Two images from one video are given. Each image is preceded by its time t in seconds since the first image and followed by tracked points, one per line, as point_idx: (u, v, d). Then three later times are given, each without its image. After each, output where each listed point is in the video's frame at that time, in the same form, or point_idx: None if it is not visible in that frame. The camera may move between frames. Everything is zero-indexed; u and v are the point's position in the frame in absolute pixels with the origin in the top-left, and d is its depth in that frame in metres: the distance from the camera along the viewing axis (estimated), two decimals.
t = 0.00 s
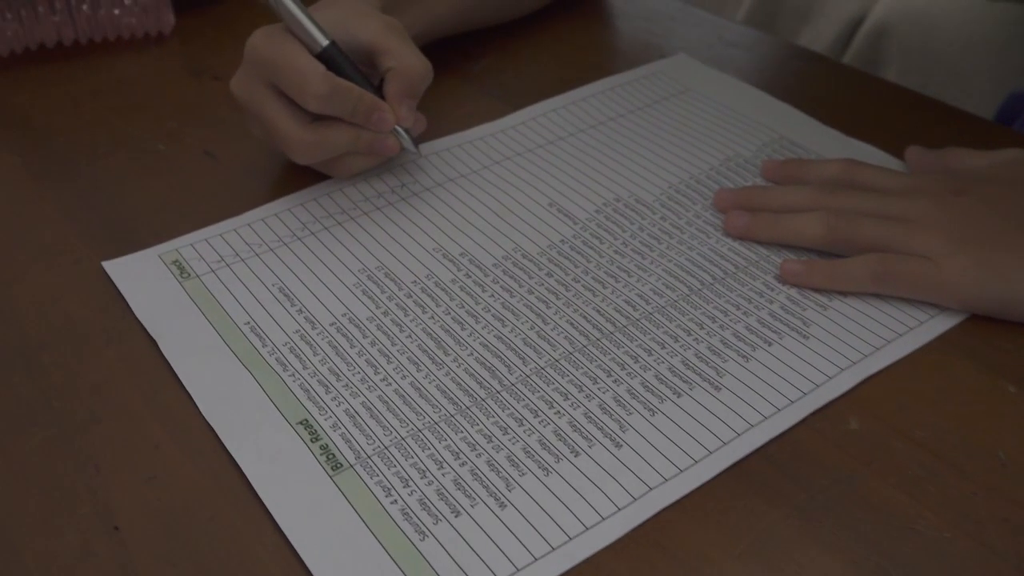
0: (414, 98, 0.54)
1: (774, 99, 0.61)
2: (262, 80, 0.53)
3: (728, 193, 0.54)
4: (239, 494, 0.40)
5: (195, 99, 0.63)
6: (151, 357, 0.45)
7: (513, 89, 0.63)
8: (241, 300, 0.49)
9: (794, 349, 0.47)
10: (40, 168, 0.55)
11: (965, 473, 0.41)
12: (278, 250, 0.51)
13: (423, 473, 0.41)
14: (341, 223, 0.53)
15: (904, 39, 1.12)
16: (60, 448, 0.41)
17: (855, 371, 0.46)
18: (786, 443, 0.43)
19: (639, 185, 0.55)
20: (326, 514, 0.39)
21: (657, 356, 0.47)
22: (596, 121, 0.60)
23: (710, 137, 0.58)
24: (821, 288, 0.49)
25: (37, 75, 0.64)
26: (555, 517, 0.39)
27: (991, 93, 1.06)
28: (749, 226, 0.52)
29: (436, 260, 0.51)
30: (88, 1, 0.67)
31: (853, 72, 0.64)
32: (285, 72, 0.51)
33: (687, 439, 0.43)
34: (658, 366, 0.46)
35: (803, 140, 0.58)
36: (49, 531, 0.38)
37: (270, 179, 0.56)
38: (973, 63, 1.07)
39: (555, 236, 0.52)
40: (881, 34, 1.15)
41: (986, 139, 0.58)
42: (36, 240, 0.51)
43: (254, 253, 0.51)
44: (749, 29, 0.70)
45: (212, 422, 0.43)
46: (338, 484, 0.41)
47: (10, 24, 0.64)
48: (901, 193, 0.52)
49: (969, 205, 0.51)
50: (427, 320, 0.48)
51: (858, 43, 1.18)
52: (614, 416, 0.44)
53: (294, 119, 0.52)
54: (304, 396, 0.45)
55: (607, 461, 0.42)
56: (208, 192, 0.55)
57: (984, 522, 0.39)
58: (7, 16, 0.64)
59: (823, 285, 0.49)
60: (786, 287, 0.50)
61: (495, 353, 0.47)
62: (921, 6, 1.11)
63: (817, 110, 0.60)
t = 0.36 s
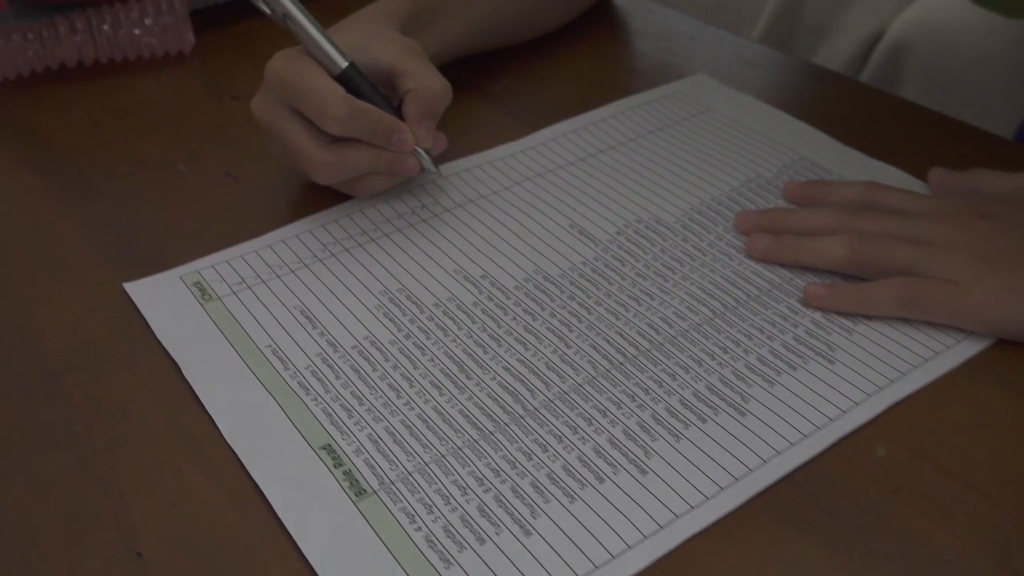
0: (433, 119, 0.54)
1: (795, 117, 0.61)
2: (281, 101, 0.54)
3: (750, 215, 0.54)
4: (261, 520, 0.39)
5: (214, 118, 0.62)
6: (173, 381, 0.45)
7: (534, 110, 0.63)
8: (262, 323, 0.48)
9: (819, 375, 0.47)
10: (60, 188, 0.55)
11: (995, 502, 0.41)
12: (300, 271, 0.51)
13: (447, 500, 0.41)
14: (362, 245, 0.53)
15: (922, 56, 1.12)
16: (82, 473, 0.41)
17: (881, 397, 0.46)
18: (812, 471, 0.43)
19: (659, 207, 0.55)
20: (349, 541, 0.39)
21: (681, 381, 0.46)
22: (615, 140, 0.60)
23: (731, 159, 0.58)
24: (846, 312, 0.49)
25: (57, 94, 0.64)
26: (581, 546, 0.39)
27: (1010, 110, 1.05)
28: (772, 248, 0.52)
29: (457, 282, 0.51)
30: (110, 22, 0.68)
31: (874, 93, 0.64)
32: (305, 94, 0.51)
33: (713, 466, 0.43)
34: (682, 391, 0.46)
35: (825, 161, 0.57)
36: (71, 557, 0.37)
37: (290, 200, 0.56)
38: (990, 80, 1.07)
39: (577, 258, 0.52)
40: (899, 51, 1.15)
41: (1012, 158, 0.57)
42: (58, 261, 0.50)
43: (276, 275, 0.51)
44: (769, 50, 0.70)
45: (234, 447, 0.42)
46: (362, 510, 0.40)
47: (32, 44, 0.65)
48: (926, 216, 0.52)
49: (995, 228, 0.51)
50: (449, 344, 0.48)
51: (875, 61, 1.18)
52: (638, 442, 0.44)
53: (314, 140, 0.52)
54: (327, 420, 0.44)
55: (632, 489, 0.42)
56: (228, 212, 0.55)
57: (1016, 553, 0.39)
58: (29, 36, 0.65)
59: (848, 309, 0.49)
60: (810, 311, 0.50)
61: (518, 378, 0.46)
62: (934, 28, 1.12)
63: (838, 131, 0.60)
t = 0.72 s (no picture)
0: (463, 141, 0.55)
1: (820, 134, 0.62)
2: (313, 120, 0.54)
3: (780, 233, 0.54)
4: (290, 542, 0.39)
5: (238, 132, 0.62)
6: (200, 400, 0.45)
7: (558, 126, 0.63)
8: (289, 340, 0.48)
9: (852, 395, 0.46)
10: (83, 202, 0.55)
11: None
12: (325, 288, 0.51)
13: (477, 522, 0.40)
14: (388, 261, 0.53)
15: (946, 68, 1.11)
16: (109, 492, 0.40)
17: (917, 418, 0.45)
18: (848, 495, 0.42)
19: (686, 225, 0.55)
20: (379, 564, 0.38)
21: (713, 401, 0.46)
22: (640, 157, 0.61)
23: (755, 177, 0.58)
24: (878, 331, 0.49)
25: (78, 107, 0.63)
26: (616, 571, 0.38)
27: None
28: (802, 265, 0.52)
29: (484, 299, 0.51)
30: (133, 36, 0.68)
31: (898, 111, 0.64)
32: (340, 115, 0.52)
33: (748, 489, 0.42)
34: (714, 412, 0.45)
35: (853, 177, 0.58)
36: None
37: (315, 217, 0.56)
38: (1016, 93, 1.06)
39: (605, 275, 0.52)
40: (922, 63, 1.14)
41: None
42: (82, 277, 0.50)
43: (301, 292, 0.50)
44: (790, 66, 0.71)
45: (262, 466, 0.42)
46: (391, 533, 0.39)
47: (55, 58, 0.65)
48: (959, 235, 0.52)
49: None
50: (477, 362, 0.47)
51: (898, 74, 1.17)
52: (670, 464, 0.43)
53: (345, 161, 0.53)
54: (354, 440, 0.43)
55: (666, 512, 0.41)
56: (253, 227, 0.54)
57: None
58: (52, 50, 0.65)
59: (881, 328, 0.49)
60: (841, 329, 0.49)
61: (547, 397, 0.46)
62: (957, 35, 1.11)
63: (865, 148, 0.61)
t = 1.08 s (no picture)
0: (478, 162, 0.55)
1: (837, 154, 0.62)
2: (326, 145, 0.54)
3: (799, 253, 0.54)
4: (308, 569, 0.38)
5: (254, 152, 0.62)
6: (218, 425, 0.44)
7: (574, 147, 0.64)
8: (307, 364, 0.48)
9: (874, 420, 0.46)
10: (99, 223, 0.54)
11: None
12: (341, 310, 0.51)
13: (497, 550, 0.39)
14: (404, 282, 0.53)
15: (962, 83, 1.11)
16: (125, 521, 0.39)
17: (941, 443, 0.44)
18: (873, 521, 0.41)
19: (704, 245, 0.55)
20: None
21: (734, 426, 0.45)
22: (657, 176, 0.61)
23: (772, 198, 0.58)
24: (902, 354, 0.49)
25: (93, 127, 0.63)
26: None
27: None
28: (822, 286, 0.52)
29: (502, 321, 0.50)
30: (148, 54, 0.68)
31: (915, 131, 0.64)
32: (350, 143, 0.52)
33: (771, 516, 0.41)
34: (735, 437, 0.45)
35: (873, 196, 0.58)
36: None
37: (332, 239, 0.55)
38: None
39: (623, 296, 0.52)
40: (938, 79, 1.14)
41: None
42: (98, 300, 0.50)
43: (318, 314, 0.50)
44: (805, 89, 0.71)
45: (279, 492, 0.41)
46: (409, 561, 0.38)
47: (70, 78, 0.65)
48: (983, 255, 0.52)
49: None
50: (495, 386, 0.47)
51: (914, 89, 1.17)
52: (692, 490, 0.42)
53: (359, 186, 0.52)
54: (371, 466, 0.43)
55: (689, 540, 0.39)
56: (270, 249, 0.54)
57: None
58: (67, 69, 0.65)
59: (905, 350, 0.49)
60: (862, 351, 0.49)
61: (566, 422, 0.45)
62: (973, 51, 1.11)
63: (885, 168, 0.61)
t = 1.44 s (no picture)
0: (484, 170, 0.55)
1: (847, 163, 0.62)
2: (330, 157, 0.54)
3: (812, 264, 0.53)
4: None
5: (262, 163, 0.62)
6: (225, 439, 0.44)
7: (583, 157, 0.63)
8: (315, 377, 0.47)
9: (889, 434, 0.45)
10: (106, 235, 0.54)
11: None
12: (349, 323, 0.50)
13: (507, 567, 0.38)
14: (413, 294, 0.52)
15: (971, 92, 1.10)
16: (131, 537, 0.39)
17: (957, 458, 0.44)
18: (889, 537, 0.40)
19: (714, 257, 0.55)
20: None
21: (747, 440, 0.45)
22: (667, 187, 0.60)
23: (782, 209, 0.58)
24: (916, 366, 0.48)
25: (100, 138, 0.63)
26: None
27: None
28: (834, 298, 0.51)
29: (512, 333, 0.50)
30: (156, 64, 0.67)
31: (928, 141, 0.64)
32: (353, 155, 0.52)
33: (785, 532, 0.40)
34: (748, 452, 0.44)
35: (884, 207, 0.57)
36: None
37: (340, 250, 0.55)
38: None
39: (633, 308, 0.51)
40: (947, 87, 1.13)
41: None
42: (105, 312, 0.49)
43: (325, 326, 0.50)
44: (815, 98, 0.70)
45: (287, 508, 0.40)
46: None
47: (77, 89, 0.65)
48: (997, 266, 0.51)
49: None
50: (505, 400, 0.46)
51: (923, 97, 1.17)
52: (705, 505, 0.41)
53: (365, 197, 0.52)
54: (380, 480, 0.42)
55: (702, 556, 0.39)
56: (277, 261, 0.54)
57: None
58: (75, 81, 0.64)
59: (918, 363, 0.48)
60: (876, 363, 0.49)
61: (577, 436, 0.44)
62: (984, 58, 1.10)
63: (897, 177, 0.60)
